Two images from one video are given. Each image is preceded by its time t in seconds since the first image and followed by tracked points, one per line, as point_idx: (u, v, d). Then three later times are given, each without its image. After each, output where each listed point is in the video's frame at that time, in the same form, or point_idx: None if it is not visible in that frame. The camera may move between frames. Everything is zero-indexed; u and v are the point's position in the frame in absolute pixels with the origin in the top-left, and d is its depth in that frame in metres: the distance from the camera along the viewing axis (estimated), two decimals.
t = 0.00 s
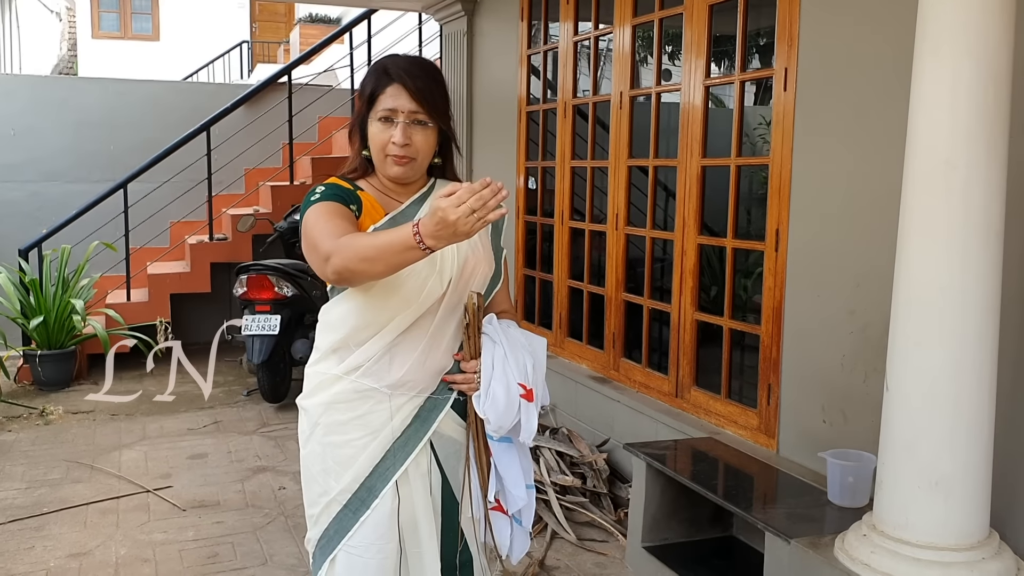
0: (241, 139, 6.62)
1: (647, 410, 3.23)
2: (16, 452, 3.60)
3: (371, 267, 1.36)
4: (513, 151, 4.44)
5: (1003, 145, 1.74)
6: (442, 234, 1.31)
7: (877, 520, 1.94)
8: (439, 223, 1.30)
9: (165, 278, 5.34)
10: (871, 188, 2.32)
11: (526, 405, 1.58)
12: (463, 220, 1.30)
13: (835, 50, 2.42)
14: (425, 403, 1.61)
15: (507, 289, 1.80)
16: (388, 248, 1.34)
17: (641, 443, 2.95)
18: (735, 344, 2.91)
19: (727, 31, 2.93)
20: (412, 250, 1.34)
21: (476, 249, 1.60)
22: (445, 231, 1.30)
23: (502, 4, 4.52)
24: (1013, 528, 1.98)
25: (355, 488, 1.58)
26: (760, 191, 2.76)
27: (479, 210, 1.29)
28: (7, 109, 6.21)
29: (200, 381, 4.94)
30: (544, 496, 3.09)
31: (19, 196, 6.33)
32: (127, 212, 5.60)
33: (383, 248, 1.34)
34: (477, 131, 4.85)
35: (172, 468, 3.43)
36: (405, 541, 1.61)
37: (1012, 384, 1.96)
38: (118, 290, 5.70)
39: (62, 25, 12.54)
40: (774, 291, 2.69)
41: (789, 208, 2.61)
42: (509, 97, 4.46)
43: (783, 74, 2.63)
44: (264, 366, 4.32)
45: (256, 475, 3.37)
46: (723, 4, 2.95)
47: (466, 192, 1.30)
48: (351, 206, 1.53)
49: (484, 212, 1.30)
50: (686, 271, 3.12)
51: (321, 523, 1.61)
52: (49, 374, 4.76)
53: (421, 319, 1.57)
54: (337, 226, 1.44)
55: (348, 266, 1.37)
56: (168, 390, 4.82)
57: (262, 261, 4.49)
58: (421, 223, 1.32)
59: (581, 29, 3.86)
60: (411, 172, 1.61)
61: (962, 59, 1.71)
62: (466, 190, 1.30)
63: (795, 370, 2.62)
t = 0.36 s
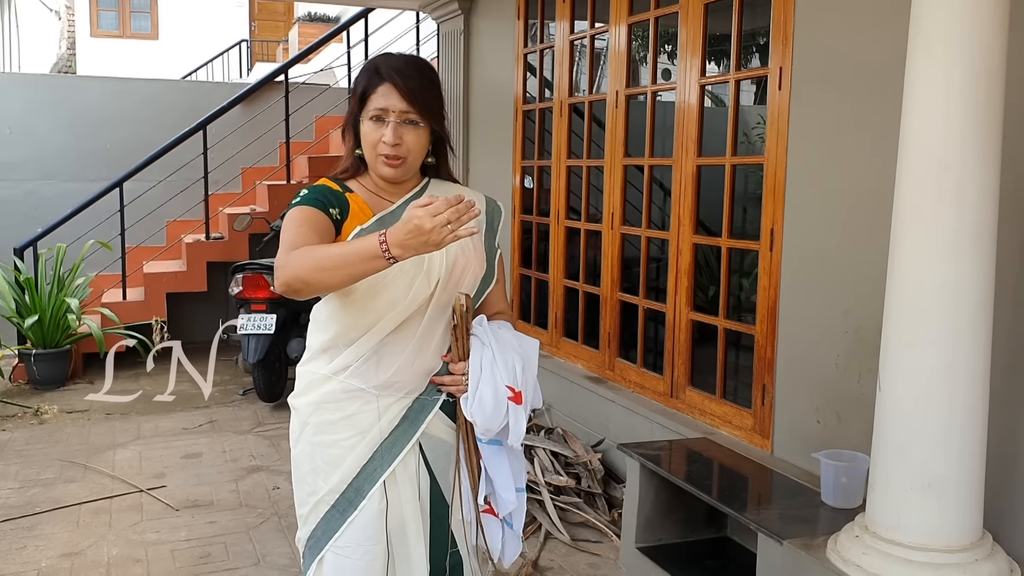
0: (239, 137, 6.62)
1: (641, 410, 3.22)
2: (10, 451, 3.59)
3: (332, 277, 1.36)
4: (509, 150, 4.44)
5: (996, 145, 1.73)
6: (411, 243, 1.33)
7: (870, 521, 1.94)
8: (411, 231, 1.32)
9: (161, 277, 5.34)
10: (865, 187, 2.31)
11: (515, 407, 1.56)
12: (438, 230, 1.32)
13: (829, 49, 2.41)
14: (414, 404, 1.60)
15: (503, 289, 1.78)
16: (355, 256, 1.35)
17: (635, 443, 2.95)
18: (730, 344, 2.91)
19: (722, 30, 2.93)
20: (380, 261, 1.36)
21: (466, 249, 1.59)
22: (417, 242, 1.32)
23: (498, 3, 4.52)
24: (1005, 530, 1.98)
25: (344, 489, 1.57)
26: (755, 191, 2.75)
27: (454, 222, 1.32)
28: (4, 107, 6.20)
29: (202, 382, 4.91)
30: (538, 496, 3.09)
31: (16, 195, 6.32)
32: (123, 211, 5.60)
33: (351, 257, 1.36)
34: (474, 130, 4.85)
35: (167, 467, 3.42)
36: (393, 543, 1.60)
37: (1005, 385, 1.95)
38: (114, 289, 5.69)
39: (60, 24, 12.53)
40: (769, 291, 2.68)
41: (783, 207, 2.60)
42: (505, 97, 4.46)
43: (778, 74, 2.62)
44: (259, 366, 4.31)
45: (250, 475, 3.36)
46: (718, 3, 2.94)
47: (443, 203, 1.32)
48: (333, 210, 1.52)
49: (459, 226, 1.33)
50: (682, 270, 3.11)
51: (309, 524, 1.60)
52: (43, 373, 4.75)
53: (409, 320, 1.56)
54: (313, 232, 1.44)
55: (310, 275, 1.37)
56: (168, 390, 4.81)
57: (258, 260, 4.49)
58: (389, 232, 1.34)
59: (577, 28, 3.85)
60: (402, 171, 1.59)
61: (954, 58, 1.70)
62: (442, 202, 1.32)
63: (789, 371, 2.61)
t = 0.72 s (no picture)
0: (236, 136, 6.62)
1: (637, 410, 3.21)
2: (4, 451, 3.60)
3: (280, 354, 1.44)
4: (505, 149, 4.43)
5: (989, 144, 1.72)
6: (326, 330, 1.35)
7: (862, 523, 1.92)
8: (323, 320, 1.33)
9: (158, 277, 5.34)
10: (859, 187, 2.29)
11: (503, 413, 1.54)
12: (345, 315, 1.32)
13: (823, 47, 2.39)
14: (401, 407, 1.59)
15: (494, 291, 1.76)
16: (287, 336, 1.41)
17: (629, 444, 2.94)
18: (725, 344, 2.89)
19: (716, 29, 2.91)
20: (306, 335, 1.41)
21: (451, 249, 1.60)
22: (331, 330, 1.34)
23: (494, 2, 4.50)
24: (999, 531, 1.96)
25: (330, 493, 1.56)
26: (749, 190, 2.74)
27: (358, 312, 1.32)
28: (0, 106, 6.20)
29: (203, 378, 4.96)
30: (532, 497, 3.09)
31: (13, 194, 6.32)
32: (119, 211, 5.60)
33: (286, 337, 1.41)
34: (470, 129, 4.83)
35: (161, 467, 3.42)
36: (380, 547, 1.59)
37: (997, 386, 1.94)
38: (111, 289, 5.69)
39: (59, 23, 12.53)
40: (763, 291, 2.67)
41: (778, 207, 2.59)
42: (501, 95, 4.45)
43: (772, 73, 2.61)
44: (255, 366, 4.31)
45: (244, 475, 3.36)
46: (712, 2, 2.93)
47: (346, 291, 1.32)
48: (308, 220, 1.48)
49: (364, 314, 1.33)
50: (677, 270, 3.10)
51: (296, 529, 1.58)
52: (39, 373, 4.75)
53: (394, 322, 1.56)
54: (284, 260, 1.46)
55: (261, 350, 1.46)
56: (168, 390, 4.80)
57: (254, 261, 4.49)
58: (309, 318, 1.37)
59: (573, 26, 3.84)
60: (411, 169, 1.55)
61: (947, 57, 1.69)
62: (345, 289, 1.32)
63: (783, 371, 2.60)
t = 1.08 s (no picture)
0: (242, 136, 6.64)
1: (639, 411, 3.20)
2: (8, 451, 3.61)
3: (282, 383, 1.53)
4: (509, 148, 4.42)
5: (987, 142, 1.70)
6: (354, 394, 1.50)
7: (860, 525, 1.91)
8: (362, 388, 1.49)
9: (163, 277, 5.36)
10: (859, 186, 2.28)
11: (485, 413, 1.53)
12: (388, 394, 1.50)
13: (823, 47, 2.38)
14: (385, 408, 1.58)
15: (490, 287, 1.75)
16: (299, 378, 1.50)
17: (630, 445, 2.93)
18: (727, 345, 2.88)
19: (718, 28, 2.90)
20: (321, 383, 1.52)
21: (433, 248, 1.60)
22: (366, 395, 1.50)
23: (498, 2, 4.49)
24: (1001, 534, 1.94)
25: (315, 492, 1.58)
26: (751, 189, 2.72)
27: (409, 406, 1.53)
28: (7, 106, 6.23)
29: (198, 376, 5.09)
30: (534, 499, 3.07)
31: (20, 194, 6.35)
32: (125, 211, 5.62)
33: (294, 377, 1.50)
34: (474, 129, 4.83)
35: (163, 467, 3.43)
36: (367, 547, 1.60)
37: (998, 387, 1.92)
38: (116, 288, 5.71)
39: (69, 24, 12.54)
40: (764, 291, 2.66)
41: (779, 206, 2.57)
42: (505, 95, 4.44)
43: (773, 71, 2.59)
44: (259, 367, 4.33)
45: (247, 475, 3.36)
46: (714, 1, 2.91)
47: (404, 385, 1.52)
48: (290, 228, 1.51)
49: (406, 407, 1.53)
50: (679, 270, 3.08)
51: (285, 526, 1.62)
52: (45, 373, 4.78)
53: (375, 323, 1.56)
54: (272, 273, 1.51)
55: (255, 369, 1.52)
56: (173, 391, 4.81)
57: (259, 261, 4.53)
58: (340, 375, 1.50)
59: (576, 25, 3.82)
60: (399, 164, 1.56)
61: (944, 58, 1.67)
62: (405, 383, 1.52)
63: (784, 371, 2.58)
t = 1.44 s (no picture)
0: (259, 136, 6.68)
1: (652, 411, 3.18)
2: (26, 449, 3.65)
3: (297, 339, 1.43)
4: (523, 147, 4.41)
5: (999, 138, 1.67)
6: (352, 309, 1.34)
7: (872, 526, 1.89)
8: (351, 299, 1.33)
9: (181, 276, 5.40)
10: (872, 183, 2.25)
11: (491, 410, 1.55)
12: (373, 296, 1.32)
13: (836, 43, 2.35)
14: (390, 404, 1.60)
15: (494, 287, 1.75)
16: (304, 324, 1.40)
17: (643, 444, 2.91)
18: (740, 344, 2.85)
19: (732, 26, 2.87)
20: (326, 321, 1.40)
21: (442, 245, 1.60)
22: (358, 307, 1.34)
23: None
24: (1015, 536, 1.91)
25: (321, 488, 1.58)
26: (765, 187, 2.69)
27: (394, 286, 1.33)
28: (27, 107, 6.30)
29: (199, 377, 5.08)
30: (546, 498, 3.06)
31: (40, 193, 6.42)
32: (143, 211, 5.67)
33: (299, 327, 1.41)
34: (489, 128, 4.82)
35: (179, 465, 3.45)
36: (372, 543, 1.60)
37: (1012, 387, 1.89)
38: (134, 287, 5.76)
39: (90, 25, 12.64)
40: (778, 289, 2.63)
41: (792, 205, 2.55)
42: (519, 93, 4.43)
43: (786, 69, 2.57)
44: (273, 364, 4.38)
45: (261, 473, 3.38)
46: None
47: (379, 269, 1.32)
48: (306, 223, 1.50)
49: (400, 287, 1.33)
50: (692, 269, 3.06)
51: (291, 521, 1.62)
52: (63, 371, 4.83)
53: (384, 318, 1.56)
54: (290, 253, 1.48)
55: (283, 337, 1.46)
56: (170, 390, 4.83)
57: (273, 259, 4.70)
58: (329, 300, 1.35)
59: (590, 24, 3.81)
60: (387, 165, 1.55)
61: (956, 53, 1.65)
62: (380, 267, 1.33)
63: (797, 371, 2.56)
